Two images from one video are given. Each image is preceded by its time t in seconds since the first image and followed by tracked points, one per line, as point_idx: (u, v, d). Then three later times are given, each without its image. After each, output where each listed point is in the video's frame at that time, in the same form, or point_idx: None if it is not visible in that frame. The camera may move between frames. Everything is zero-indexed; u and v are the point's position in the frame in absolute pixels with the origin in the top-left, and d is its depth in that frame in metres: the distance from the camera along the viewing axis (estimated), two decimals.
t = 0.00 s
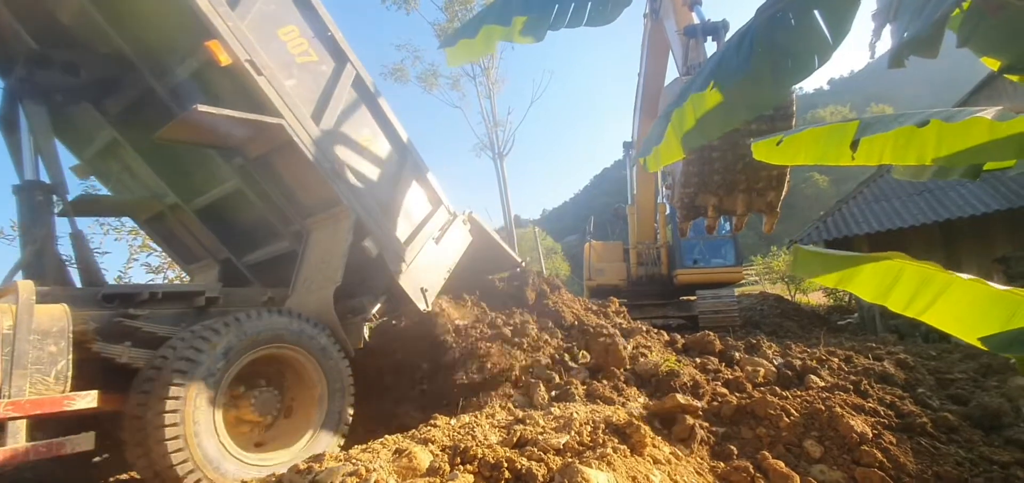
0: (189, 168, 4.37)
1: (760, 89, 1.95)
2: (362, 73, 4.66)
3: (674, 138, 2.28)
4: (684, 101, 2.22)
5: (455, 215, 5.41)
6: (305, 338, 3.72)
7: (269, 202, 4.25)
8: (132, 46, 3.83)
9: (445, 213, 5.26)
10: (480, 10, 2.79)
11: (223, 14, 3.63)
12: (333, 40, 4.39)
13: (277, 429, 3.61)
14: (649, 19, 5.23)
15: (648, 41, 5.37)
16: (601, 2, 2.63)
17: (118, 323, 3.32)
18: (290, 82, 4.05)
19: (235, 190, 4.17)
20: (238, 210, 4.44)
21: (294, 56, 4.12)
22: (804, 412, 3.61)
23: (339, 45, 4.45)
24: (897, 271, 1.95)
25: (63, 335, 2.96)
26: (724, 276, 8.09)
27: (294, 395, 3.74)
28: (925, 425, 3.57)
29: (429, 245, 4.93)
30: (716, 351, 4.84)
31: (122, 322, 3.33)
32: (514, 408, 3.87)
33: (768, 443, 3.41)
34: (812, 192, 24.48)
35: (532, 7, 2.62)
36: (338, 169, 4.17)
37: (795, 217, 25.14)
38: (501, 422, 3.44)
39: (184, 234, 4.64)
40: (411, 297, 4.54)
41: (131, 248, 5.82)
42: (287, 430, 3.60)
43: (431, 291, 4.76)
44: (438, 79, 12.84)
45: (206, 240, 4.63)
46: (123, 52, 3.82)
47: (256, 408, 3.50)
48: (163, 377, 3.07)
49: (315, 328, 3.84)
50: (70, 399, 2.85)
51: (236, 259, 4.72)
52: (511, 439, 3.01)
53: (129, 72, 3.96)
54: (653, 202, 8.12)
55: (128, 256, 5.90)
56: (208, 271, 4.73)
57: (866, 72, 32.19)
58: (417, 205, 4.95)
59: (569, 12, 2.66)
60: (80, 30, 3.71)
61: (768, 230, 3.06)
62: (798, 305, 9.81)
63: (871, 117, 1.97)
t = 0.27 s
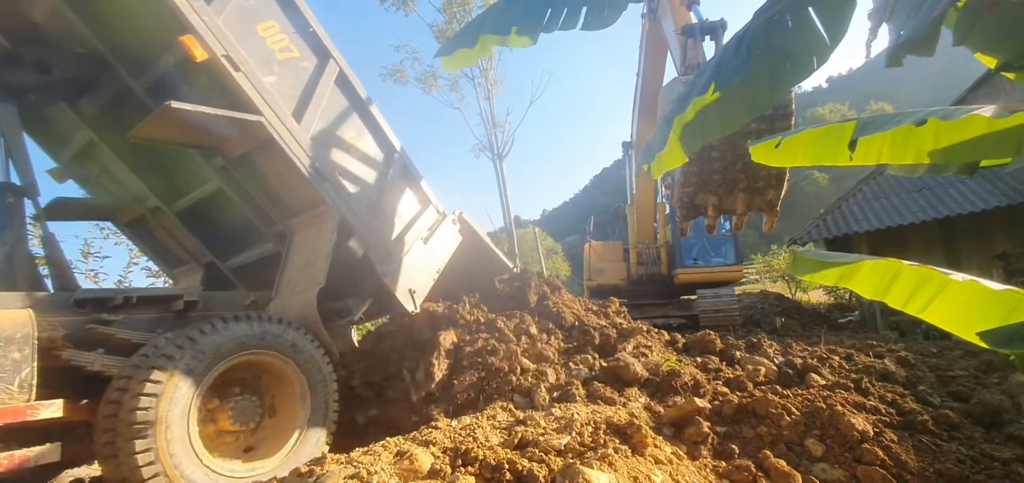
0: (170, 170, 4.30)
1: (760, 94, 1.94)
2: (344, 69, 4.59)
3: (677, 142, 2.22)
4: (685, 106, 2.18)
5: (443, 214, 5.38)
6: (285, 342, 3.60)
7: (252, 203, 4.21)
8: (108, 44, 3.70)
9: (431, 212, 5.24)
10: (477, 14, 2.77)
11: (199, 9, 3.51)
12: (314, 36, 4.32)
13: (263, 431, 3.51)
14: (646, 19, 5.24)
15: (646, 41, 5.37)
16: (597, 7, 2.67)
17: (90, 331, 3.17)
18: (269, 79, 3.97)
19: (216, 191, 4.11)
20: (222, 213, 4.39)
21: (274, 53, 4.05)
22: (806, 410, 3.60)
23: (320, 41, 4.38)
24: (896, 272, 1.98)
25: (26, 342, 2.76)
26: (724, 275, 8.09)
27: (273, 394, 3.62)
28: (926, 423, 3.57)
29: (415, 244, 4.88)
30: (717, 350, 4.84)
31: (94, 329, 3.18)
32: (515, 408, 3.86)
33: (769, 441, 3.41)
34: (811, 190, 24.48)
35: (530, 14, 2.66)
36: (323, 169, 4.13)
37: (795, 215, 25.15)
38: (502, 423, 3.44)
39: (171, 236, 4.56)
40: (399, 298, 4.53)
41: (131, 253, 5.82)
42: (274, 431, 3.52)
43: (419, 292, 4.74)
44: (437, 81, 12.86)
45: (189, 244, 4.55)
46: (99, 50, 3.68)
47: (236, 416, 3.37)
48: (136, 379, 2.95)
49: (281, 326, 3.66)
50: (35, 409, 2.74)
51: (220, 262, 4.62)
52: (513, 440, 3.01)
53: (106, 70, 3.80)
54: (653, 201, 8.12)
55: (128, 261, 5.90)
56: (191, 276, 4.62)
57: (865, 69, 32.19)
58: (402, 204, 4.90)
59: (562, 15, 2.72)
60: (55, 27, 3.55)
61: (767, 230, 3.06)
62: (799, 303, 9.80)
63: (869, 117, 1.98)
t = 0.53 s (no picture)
0: (154, 170, 4.19)
1: (756, 90, 1.93)
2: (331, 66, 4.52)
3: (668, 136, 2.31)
4: (679, 99, 2.21)
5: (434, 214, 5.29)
6: (263, 345, 3.47)
7: (235, 203, 4.07)
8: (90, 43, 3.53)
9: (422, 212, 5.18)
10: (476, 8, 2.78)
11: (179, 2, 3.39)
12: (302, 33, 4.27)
13: (249, 433, 3.42)
14: (646, 18, 5.23)
15: (645, 40, 5.37)
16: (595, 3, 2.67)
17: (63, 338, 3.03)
18: (254, 75, 3.88)
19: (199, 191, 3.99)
20: (206, 213, 4.29)
21: (258, 48, 3.96)
22: (808, 408, 3.60)
23: (307, 38, 4.32)
24: (897, 266, 2.00)
25: None
26: (725, 274, 8.09)
27: (254, 393, 3.51)
28: (928, 420, 3.56)
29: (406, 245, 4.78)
30: (718, 349, 4.84)
31: (67, 336, 3.04)
32: (517, 408, 3.86)
33: (772, 440, 3.40)
34: (812, 188, 24.48)
35: (527, 9, 2.65)
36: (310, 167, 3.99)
37: (796, 213, 25.14)
38: (504, 423, 3.43)
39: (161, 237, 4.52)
40: (389, 300, 4.39)
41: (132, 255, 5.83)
42: (261, 430, 3.43)
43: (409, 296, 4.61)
44: (437, 81, 12.86)
45: (175, 245, 4.50)
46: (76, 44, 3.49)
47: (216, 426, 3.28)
48: (106, 389, 2.83)
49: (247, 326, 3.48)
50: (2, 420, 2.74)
51: (206, 263, 4.53)
52: (515, 440, 3.01)
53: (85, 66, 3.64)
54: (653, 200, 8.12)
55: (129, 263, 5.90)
56: (178, 277, 4.60)
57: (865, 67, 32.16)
58: (391, 204, 4.80)
59: (559, 9, 2.71)
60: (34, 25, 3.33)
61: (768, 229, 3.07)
62: (800, 301, 9.80)
63: (870, 114, 1.99)
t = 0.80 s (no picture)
0: (130, 171, 3.98)
1: (746, 89, 1.96)
2: (319, 63, 4.38)
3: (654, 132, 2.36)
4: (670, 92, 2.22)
5: (425, 215, 5.16)
6: (233, 351, 3.27)
7: (219, 205, 3.90)
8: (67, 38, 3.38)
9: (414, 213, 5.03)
10: None
11: None
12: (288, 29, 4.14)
13: (233, 435, 3.28)
14: (646, 17, 5.23)
15: (645, 39, 5.36)
16: None
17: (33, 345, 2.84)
18: (237, 71, 3.74)
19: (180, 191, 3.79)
20: (189, 214, 4.08)
21: (242, 44, 3.82)
22: (810, 407, 3.60)
23: (293, 34, 4.19)
24: (900, 262, 1.99)
25: None
26: (727, 272, 8.08)
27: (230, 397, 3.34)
28: (930, 418, 3.56)
29: (396, 247, 4.65)
30: (720, 348, 4.83)
31: (39, 343, 2.85)
32: (518, 409, 3.85)
33: (774, 438, 3.40)
34: (813, 186, 24.46)
35: None
36: (294, 167, 3.85)
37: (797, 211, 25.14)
38: (506, 424, 3.43)
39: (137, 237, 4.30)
40: (377, 303, 4.28)
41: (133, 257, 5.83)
42: (246, 428, 3.29)
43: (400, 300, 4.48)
44: (437, 82, 12.86)
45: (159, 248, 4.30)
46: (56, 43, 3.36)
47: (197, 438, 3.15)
48: (73, 401, 2.72)
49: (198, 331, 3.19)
50: None
51: (190, 266, 4.29)
52: (517, 441, 3.01)
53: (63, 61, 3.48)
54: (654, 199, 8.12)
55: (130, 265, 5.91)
56: (162, 279, 4.34)
57: (865, 64, 32.12)
58: (380, 205, 4.69)
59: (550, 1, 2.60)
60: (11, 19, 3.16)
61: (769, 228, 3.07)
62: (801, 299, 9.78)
63: (870, 111, 1.99)
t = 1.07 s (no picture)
0: (106, 165, 3.67)
1: (741, 89, 1.95)
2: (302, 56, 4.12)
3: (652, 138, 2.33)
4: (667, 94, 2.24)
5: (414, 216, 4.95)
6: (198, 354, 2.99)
7: (199, 204, 3.65)
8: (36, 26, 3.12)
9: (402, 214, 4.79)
10: None
11: None
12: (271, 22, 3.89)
13: (210, 436, 3.03)
14: (645, 16, 5.22)
15: (645, 39, 5.35)
16: None
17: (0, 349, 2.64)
18: (214, 66, 3.48)
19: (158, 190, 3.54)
20: (168, 214, 3.81)
21: (221, 36, 3.56)
22: (812, 406, 3.60)
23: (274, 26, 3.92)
24: (902, 263, 1.98)
25: None
26: (728, 271, 8.08)
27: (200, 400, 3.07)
28: (933, 417, 3.55)
29: (383, 249, 4.41)
30: (722, 347, 4.82)
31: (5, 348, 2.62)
32: (520, 409, 3.84)
33: (776, 438, 3.39)
34: (814, 184, 24.45)
35: None
36: (276, 166, 3.59)
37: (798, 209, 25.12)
38: (508, 424, 3.43)
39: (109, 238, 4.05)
40: (361, 307, 4.05)
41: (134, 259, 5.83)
42: (224, 425, 3.05)
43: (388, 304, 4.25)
44: (437, 82, 12.86)
45: (137, 247, 4.01)
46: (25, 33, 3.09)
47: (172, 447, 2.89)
48: (32, 418, 2.48)
49: (142, 342, 2.81)
50: None
51: (171, 267, 4.09)
52: (519, 441, 3.01)
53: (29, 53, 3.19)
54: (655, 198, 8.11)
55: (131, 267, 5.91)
56: (140, 283, 4.09)
57: (865, 62, 32.10)
58: (368, 206, 4.49)
59: None
60: None
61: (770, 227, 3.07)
62: (804, 298, 9.76)
63: (871, 110, 1.98)
